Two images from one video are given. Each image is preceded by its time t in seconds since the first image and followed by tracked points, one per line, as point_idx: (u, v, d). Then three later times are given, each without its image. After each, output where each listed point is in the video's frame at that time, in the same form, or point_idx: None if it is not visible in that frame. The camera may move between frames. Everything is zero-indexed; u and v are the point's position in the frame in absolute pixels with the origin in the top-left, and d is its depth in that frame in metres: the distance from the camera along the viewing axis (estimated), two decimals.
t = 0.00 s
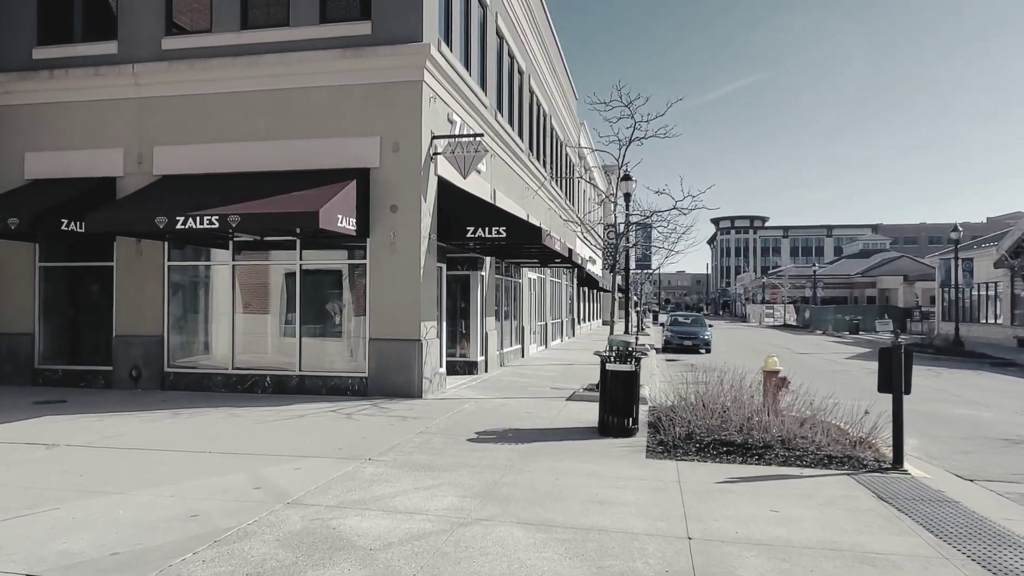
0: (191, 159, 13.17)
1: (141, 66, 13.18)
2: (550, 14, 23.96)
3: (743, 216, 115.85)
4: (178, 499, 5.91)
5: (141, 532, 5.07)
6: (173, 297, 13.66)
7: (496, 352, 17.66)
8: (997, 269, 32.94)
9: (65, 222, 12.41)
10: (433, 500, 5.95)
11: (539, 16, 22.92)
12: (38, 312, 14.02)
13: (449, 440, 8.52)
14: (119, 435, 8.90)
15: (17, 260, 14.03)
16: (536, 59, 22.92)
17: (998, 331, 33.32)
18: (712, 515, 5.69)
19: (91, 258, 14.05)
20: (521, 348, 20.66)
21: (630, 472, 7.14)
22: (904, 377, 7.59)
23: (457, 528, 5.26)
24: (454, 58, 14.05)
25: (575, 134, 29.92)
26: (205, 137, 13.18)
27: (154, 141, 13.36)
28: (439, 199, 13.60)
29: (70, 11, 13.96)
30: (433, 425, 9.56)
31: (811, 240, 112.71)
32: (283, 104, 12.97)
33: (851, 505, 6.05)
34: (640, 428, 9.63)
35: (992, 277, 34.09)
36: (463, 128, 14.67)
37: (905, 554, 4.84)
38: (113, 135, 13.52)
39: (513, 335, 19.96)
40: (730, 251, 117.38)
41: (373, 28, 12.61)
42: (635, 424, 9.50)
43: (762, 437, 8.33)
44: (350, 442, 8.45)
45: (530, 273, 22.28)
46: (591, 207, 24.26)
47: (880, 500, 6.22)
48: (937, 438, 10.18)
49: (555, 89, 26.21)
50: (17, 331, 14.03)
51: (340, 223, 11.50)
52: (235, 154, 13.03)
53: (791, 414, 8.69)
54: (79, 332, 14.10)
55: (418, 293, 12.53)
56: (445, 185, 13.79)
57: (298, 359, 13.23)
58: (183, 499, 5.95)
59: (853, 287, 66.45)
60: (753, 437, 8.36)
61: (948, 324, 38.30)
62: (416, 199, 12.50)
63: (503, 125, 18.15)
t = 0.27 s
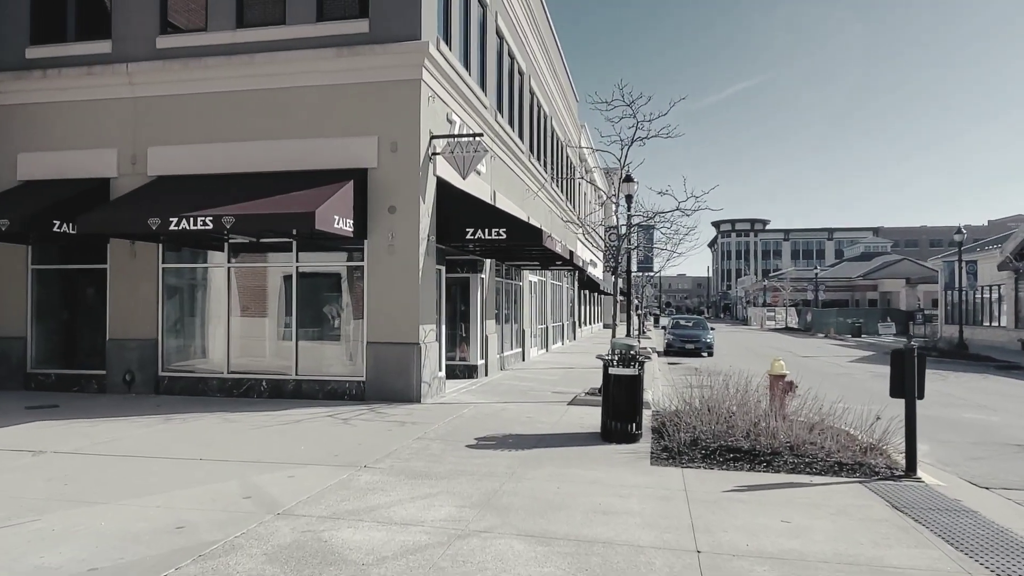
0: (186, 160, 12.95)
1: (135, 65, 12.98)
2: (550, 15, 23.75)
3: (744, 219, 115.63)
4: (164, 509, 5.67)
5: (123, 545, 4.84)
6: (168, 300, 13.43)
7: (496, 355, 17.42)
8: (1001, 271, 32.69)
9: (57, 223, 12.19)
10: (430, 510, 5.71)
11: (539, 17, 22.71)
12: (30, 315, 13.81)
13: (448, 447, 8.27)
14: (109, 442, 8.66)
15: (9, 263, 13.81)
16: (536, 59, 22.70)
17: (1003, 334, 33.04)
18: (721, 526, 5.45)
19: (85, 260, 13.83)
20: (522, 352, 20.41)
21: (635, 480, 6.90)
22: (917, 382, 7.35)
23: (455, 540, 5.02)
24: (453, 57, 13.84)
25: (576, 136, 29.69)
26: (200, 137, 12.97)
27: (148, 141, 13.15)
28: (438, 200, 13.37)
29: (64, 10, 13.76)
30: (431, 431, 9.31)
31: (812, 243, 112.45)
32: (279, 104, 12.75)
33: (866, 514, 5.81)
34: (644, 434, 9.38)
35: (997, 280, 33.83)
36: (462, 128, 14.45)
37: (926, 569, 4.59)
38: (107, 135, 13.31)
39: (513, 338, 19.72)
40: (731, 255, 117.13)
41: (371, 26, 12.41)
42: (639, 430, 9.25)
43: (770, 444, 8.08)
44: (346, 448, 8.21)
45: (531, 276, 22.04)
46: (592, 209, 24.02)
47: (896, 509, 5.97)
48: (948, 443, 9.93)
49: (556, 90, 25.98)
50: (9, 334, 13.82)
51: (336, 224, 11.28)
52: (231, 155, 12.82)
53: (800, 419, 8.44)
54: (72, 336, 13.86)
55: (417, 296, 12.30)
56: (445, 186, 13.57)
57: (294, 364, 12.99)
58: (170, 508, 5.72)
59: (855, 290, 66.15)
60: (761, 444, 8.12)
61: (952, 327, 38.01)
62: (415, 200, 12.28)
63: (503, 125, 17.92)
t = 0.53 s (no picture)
0: (180, 159, 12.72)
1: (130, 63, 12.77)
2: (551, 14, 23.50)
3: (745, 222, 115.38)
4: (149, 521, 5.44)
5: (102, 560, 4.60)
6: (162, 302, 13.20)
7: (496, 359, 17.17)
8: (1005, 274, 32.40)
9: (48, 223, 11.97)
10: (426, 522, 5.48)
11: (540, 16, 22.46)
12: (22, 317, 13.59)
13: (446, 454, 8.03)
14: (98, 448, 8.43)
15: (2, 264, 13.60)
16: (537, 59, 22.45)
17: (1007, 337, 32.75)
18: (730, 539, 5.21)
19: (79, 261, 13.60)
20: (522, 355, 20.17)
21: (639, 489, 6.66)
22: (931, 389, 7.10)
23: (451, 555, 4.78)
24: (453, 55, 13.61)
25: (577, 137, 29.43)
26: (195, 136, 12.74)
27: (142, 140, 12.94)
28: (437, 200, 13.14)
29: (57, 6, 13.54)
30: (429, 437, 9.07)
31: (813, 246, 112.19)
32: (275, 102, 12.53)
33: (880, 527, 5.57)
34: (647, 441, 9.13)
35: (1001, 282, 33.55)
36: (462, 128, 14.22)
37: None
38: (100, 134, 13.09)
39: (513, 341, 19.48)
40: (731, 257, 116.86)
41: (369, 23, 12.19)
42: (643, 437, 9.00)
43: (778, 451, 7.84)
44: (341, 455, 7.97)
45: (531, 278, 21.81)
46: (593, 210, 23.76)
47: (912, 522, 5.72)
48: (960, 450, 9.68)
49: (556, 91, 25.73)
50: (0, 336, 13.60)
51: (333, 225, 11.05)
52: (226, 154, 12.59)
53: (809, 425, 8.20)
54: (65, 338, 13.63)
55: (415, 297, 12.07)
56: (444, 186, 13.34)
57: (290, 367, 12.75)
58: (156, 520, 5.49)
59: (857, 292, 65.83)
60: (769, 451, 7.87)
61: (955, 330, 37.71)
62: (413, 200, 12.05)
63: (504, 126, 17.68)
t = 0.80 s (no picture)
0: (175, 156, 12.49)
1: (124, 58, 12.54)
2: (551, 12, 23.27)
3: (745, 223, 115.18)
4: (134, 529, 5.20)
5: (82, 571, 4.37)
6: (156, 302, 12.97)
7: (496, 360, 16.94)
8: (1008, 275, 32.16)
9: (40, 221, 11.74)
10: (424, 530, 5.25)
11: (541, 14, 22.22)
12: (14, 316, 13.36)
13: (445, 458, 7.80)
14: (87, 451, 8.19)
15: None
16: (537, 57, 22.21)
17: (1010, 339, 32.51)
18: (742, 549, 4.98)
19: (72, 260, 13.37)
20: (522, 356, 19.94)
21: (645, 495, 6.43)
22: (946, 392, 6.88)
23: (450, 567, 4.55)
24: (452, 51, 13.39)
25: (576, 136, 29.17)
26: (190, 132, 12.51)
27: (136, 136, 12.71)
28: (437, 198, 12.92)
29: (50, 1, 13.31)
30: (428, 441, 8.83)
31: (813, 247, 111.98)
32: (271, 98, 12.30)
33: (898, 536, 5.35)
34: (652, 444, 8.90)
35: (1004, 284, 33.32)
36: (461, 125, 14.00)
37: None
38: (94, 130, 12.86)
39: (513, 341, 19.25)
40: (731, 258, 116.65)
41: (367, 18, 11.97)
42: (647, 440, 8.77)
43: (787, 456, 7.61)
44: (336, 459, 7.74)
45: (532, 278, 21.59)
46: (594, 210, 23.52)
47: (930, 530, 5.50)
48: (971, 454, 9.45)
49: (557, 89, 25.48)
50: None
51: (329, 223, 10.82)
52: (222, 151, 12.37)
53: (819, 429, 7.96)
54: (57, 338, 13.39)
55: (414, 297, 11.84)
56: (443, 184, 13.11)
57: (287, 368, 12.52)
58: (141, 527, 5.26)
59: (857, 294, 65.59)
60: (777, 456, 7.64)
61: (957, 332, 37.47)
62: (412, 198, 11.83)
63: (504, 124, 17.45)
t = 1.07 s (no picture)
0: (167, 152, 12.24)
1: (115, 52, 12.28)
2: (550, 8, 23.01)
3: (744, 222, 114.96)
4: (115, 541, 4.96)
5: None
6: (149, 301, 12.72)
7: (495, 360, 16.69)
8: (1010, 274, 31.92)
9: (29, 219, 11.48)
10: (419, 541, 5.01)
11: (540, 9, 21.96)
12: (5, 315, 13.12)
13: (442, 463, 7.55)
14: (73, 455, 7.94)
15: None
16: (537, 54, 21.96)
17: (1012, 338, 32.29)
18: (752, 562, 4.74)
19: (62, 258, 13.11)
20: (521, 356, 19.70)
21: (649, 503, 6.19)
22: (960, 395, 6.65)
23: None
24: (451, 46, 13.14)
25: (576, 134, 28.90)
26: (183, 128, 12.26)
27: (129, 132, 12.45)
28: (435, 196, 12.67)
29: None
30: (424, 445, 8.58)
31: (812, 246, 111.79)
32: (266, 93, 12.05)
33: (915, 548, 5.11)
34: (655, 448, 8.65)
35: (1006, 283, 33.10)
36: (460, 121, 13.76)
37: None
38: (85, 126, 12.61)
39: (512, 341, 19.01)
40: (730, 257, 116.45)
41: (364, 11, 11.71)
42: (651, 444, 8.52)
43: (795, 460, 7.37)
44: (330, 464, 7.50)
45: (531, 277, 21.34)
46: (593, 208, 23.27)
47: (948, 541, 5.26)
48: (982, 458, 9.21)
49: (556, 87, 25.22)
50: None
51: (324, 220, 10.56)
52: (215, 147, 12.11)
53: (828, 432, 7.72)
54: (47, 338, 13.14)
55: (411, 297, 11.59)
56: (441, 181, 12.86)
57: (282, 369, 12.27)
58: (123, 539, 5.01)
59: (857, 293, 65.36)
60: (785, 461, 7.41)
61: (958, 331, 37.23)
62: (409, 195, 11.58)
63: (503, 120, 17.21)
